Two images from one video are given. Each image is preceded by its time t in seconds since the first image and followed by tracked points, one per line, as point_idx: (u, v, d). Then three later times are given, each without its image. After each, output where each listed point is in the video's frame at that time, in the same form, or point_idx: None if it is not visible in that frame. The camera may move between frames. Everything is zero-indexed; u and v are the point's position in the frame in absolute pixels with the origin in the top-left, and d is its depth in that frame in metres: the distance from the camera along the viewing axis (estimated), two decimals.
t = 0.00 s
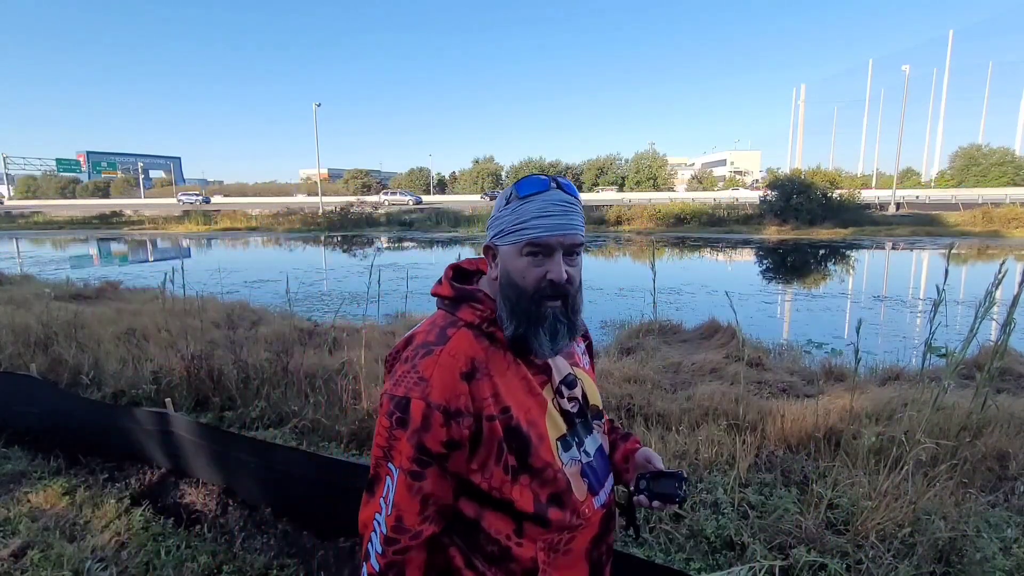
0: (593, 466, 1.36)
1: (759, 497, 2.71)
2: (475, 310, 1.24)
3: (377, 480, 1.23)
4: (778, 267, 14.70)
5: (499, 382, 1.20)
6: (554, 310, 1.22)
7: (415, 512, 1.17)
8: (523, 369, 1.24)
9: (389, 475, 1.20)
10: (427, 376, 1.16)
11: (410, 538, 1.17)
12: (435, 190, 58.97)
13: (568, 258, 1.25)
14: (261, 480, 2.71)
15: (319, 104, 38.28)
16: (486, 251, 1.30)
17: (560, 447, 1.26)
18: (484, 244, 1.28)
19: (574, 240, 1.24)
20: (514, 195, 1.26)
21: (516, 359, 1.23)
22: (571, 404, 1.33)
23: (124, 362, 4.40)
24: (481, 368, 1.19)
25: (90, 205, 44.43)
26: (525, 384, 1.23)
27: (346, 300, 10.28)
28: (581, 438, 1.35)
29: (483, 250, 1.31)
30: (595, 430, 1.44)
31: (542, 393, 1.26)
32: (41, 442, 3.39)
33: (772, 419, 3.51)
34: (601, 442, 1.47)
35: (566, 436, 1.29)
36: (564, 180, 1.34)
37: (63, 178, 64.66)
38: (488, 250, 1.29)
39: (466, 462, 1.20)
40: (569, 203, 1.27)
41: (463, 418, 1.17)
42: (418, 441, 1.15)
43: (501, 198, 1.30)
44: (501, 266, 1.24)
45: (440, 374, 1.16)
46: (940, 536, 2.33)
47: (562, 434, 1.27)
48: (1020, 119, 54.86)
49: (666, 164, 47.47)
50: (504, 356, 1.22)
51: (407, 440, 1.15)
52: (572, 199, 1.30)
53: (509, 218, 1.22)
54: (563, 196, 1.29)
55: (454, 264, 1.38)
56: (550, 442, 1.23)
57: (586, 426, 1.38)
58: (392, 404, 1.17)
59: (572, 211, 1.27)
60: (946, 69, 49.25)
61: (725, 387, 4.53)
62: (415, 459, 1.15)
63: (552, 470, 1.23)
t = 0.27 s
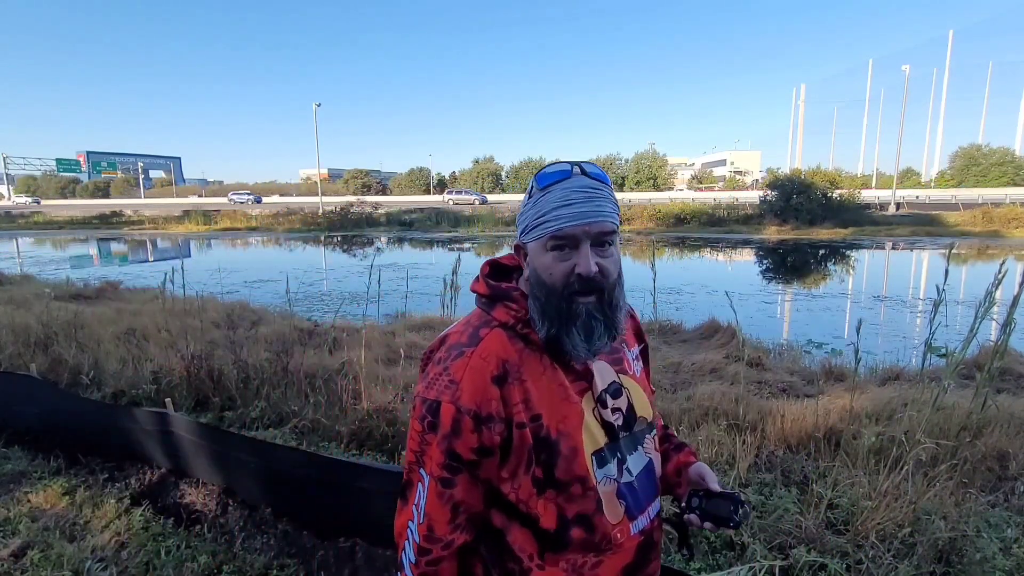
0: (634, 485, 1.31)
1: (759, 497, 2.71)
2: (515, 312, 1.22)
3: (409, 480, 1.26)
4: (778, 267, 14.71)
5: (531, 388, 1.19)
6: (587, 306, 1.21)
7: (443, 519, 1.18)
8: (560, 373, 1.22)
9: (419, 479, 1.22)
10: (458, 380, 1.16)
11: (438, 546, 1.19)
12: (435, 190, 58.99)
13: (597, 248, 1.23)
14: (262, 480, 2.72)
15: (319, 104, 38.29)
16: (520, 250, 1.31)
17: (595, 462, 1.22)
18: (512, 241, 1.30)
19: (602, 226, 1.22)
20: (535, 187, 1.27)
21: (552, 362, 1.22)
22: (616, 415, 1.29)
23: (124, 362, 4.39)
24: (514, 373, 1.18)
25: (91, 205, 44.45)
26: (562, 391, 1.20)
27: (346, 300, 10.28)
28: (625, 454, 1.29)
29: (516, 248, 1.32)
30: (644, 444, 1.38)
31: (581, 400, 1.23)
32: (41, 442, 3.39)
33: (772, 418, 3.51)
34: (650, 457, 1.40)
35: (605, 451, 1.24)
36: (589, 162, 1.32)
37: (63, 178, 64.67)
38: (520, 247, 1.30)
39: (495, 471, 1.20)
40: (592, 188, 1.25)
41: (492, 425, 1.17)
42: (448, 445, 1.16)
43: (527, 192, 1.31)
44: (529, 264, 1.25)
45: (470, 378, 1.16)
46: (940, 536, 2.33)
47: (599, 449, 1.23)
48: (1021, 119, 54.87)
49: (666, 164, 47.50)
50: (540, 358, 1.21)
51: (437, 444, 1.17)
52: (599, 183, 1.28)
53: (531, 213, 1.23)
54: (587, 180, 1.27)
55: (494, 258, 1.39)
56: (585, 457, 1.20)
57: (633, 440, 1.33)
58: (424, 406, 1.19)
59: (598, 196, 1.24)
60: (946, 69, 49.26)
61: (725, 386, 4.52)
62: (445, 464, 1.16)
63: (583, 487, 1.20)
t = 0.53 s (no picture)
0: (668, 523, 1.16)
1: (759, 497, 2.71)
2: (566, 312, 1.22)
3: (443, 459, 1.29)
4: (779, 267, 14.71)
5: (564, 387, 1.16)
6: (634, 311, 1.16)
7: (462, 499, 1.18)
8: (601, 378, 1.17)
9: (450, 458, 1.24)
10: (497, 366, 1.17)
11: (454, 523, 1.18)
12: (435, 190, 59.02)
13: (649, 254, 1.17)
14: (262, 480, 2.72)
15: (319, 104, 38.30)
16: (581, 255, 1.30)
17: (620, 481, 1.14)
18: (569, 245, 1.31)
19: (655, 231, 1.16)
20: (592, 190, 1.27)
21: (594, 366, 1.17)
22: (660, 441, 1.16)
23: (124, 362, 4.39)
24: (548, 368, 1.16)
25: (91, 205, 44.47)
26: (599, 399, 1.15)
27: (346, 300, 10.28)
28: (663, 484, 1.16)
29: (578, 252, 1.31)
30: (694, 483, 1.20)
31: (623, 413, 1.16)
32: (41, 442, 3.39)
33: (772, 418, 3.50)
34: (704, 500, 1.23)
35: (636, 472, 1.15)
36: (652, 164, 1.28)
37: (63, 178, 64.70)
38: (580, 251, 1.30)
39: (520, 465, 1.19)
40: (648, 190, 1.21)
41: (520, 416, 1.16)
42: (476, 426, 1.18)
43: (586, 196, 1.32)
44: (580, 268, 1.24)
45: (508, 366, 1.16)
46: (940, 536, 2.33)
47: (631, 468, 1.14)
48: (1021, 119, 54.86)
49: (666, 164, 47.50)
50: (580, 361, 1.17)
51: (467, 424, 1.18)
52: (658, 186, 1.23)
53: (586, 215, 1.24)
54: (645, 183, 1.23)
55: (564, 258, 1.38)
56: (608, 472, 1.14)
57: (679, 473, 1.18)
58: (466, 386, 1.22)
59: (654, 200, 1.20)
60: (947, 68, 49.28)
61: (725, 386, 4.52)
62: (471, 445, 1.18)
63: (601, 502, 1.14)
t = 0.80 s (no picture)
0: (690, 542, 1.18)
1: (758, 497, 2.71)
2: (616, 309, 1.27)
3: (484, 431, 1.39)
4: (778, 267, 14.70)
5: (600, 377, 1.21)
6: (684, 312, 1.17)
7: (491, 466, 1.27)
8: (642, 378, 1.19)
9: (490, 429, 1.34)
10: (543, 349, 1.27)
11: (482, 484, 1.26)
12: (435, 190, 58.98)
13: (704, 252, 1.17)
14: (262, 480, 2.72)
15: (319, 105, 38.32)
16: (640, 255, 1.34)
17: (644, 484, 1.18)
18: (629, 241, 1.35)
19: (708, 228, 1.16)
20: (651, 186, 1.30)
21: (636, 362, 1.20)
22: (695, 457, 1.17)
23: (124, 362, 4.39)
24: (587, 356, 1.22)
25: (91, 205, 44.45)
26: (636, 395, 1.19)
27: (345, 300, 10.27)
28: (689, 501, 1.18)
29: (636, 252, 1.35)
30: (727, 509, 1.19)
31: (660, 417, 1.18)
32: (41, 442, 3.39)
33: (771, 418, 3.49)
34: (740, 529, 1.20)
35: (664, 482, 1.18)
36: (713, 161, 1.28)
37: (63, 178, 64.70)
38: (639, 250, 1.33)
39: (551, 446, 1.26)
40: (705, 187, 1.21)
41: (553, 397, 1.24)
42: (514, 401, 1.27)
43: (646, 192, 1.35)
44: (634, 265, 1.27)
45: (552, 350, 1.25)
46: (940, 537, 2.33)
47: (657, 476, 1.17)
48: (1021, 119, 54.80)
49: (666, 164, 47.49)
50: (623, 355, 1.21)
51: (506, 396, 1.28)
52: (716, 182, 1.23)
53: (642, 211, 1.27)
54: (704, 179, 1.24)
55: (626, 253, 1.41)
56: (631, 472, 1.18)
57: (709, 494, 1.18)
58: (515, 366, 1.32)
59: (710, 196, 1.20)
60: (947, 68, 49.26)
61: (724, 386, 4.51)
62: (508, 415, 1.27)
63: (619, 499, 1.19)
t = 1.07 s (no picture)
0: (690, 556, 1.17)
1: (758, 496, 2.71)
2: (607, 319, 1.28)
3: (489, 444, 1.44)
4: (778, 267, 14.70)
5: (592, 386, 1.22)
6: (687, 322, 1.18)
7: (489, 481, 1.31)
8: (637, 385, 1.20)
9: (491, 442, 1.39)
10: (535, 361, 1.30)
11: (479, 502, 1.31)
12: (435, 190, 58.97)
13: (699, 258, 1.18)
14: (262, 480, 2.72)
15: (319, 105, 38.34)
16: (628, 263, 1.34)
17: (640, 496, 1.18)
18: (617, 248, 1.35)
19: (702, 233, 1.16)
20: (634, 191, 1.30)
21: (630, 370, 1.21)
22: (694, 467, 1.17)
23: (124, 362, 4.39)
24: (579, 365, 1.23)
25: (91, 205, 44.47)
26: (630, 403, 1.19)
27: (345, 300, 10.27)
28: (688, 514, 1.18)
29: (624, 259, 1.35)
30: (728, 521, 1.18)
31: (656, 425, 1.17)
32: (41, 442, 3.39)
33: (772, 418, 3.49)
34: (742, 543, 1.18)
35: (661, 493, 1.17)
36: (693, 159, 1.28)
37: (63, 178, 64.71)
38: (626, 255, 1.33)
39: (546, 457, 1.28)
40: (691, 188, 1.22)
41: (545, 408, 1.26)
42: (510, 413, 1.31)
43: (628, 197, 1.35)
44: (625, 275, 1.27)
45: (542, 362, 1.28)
46: (940, 536, 2.33)
47: (654, 487, 1.17)
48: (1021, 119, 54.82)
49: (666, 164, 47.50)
50: (616, 363, 1.22)
51: (502, 408, 1.32)
52: (701, 182, 1.24)
53: (628, 220, 1.27)
54: (688, 180, 1.24)
55: (616, 255, 1.42)
56: (627, 482, 1.18)
57: (710, 506, 1.18)
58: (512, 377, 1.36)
59: (698, 198, 1.20)
60: (947, 68, 49.25)
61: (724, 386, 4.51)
62: (505, 428, 1.31)
63: (615, 511, 1.19)
